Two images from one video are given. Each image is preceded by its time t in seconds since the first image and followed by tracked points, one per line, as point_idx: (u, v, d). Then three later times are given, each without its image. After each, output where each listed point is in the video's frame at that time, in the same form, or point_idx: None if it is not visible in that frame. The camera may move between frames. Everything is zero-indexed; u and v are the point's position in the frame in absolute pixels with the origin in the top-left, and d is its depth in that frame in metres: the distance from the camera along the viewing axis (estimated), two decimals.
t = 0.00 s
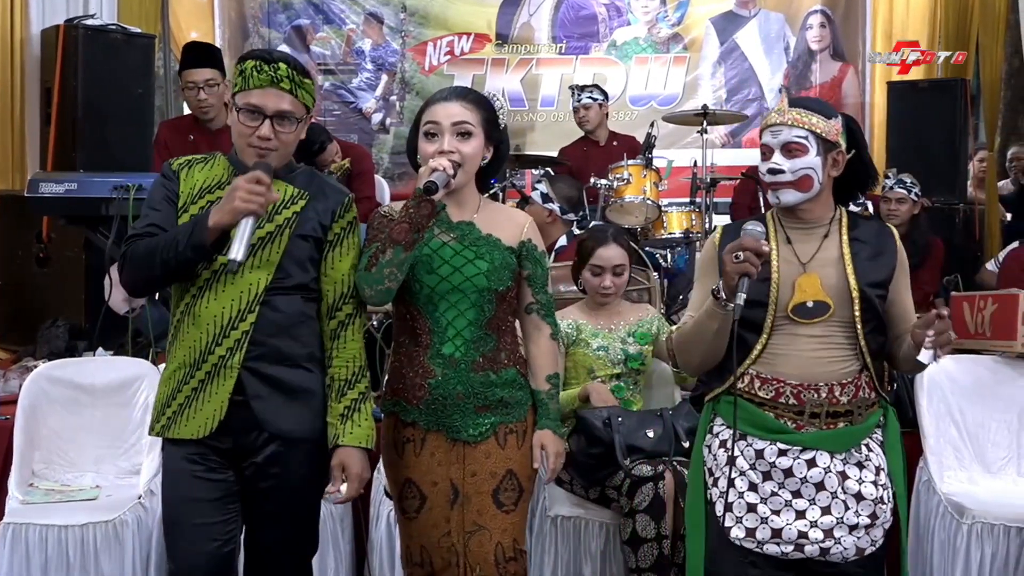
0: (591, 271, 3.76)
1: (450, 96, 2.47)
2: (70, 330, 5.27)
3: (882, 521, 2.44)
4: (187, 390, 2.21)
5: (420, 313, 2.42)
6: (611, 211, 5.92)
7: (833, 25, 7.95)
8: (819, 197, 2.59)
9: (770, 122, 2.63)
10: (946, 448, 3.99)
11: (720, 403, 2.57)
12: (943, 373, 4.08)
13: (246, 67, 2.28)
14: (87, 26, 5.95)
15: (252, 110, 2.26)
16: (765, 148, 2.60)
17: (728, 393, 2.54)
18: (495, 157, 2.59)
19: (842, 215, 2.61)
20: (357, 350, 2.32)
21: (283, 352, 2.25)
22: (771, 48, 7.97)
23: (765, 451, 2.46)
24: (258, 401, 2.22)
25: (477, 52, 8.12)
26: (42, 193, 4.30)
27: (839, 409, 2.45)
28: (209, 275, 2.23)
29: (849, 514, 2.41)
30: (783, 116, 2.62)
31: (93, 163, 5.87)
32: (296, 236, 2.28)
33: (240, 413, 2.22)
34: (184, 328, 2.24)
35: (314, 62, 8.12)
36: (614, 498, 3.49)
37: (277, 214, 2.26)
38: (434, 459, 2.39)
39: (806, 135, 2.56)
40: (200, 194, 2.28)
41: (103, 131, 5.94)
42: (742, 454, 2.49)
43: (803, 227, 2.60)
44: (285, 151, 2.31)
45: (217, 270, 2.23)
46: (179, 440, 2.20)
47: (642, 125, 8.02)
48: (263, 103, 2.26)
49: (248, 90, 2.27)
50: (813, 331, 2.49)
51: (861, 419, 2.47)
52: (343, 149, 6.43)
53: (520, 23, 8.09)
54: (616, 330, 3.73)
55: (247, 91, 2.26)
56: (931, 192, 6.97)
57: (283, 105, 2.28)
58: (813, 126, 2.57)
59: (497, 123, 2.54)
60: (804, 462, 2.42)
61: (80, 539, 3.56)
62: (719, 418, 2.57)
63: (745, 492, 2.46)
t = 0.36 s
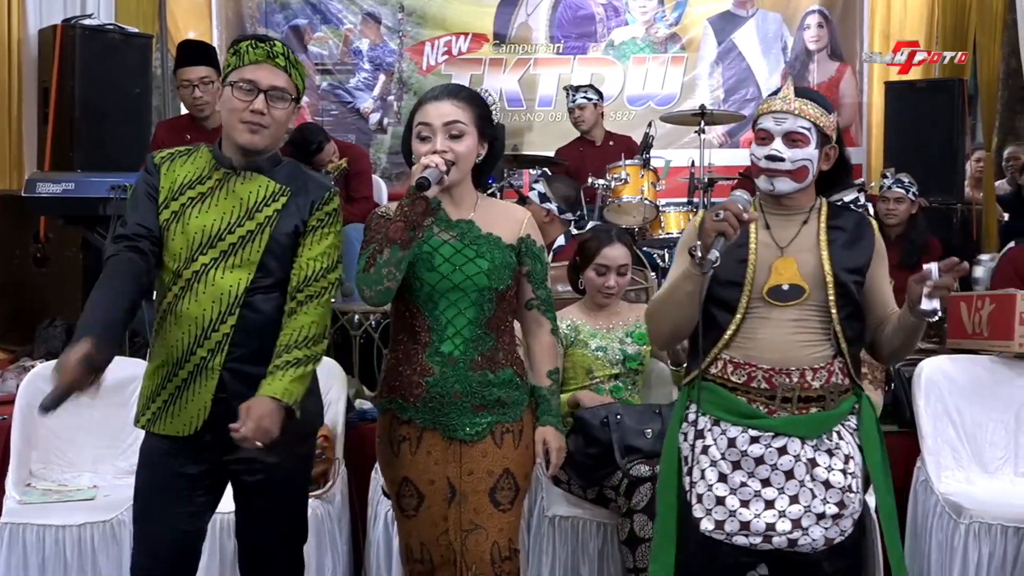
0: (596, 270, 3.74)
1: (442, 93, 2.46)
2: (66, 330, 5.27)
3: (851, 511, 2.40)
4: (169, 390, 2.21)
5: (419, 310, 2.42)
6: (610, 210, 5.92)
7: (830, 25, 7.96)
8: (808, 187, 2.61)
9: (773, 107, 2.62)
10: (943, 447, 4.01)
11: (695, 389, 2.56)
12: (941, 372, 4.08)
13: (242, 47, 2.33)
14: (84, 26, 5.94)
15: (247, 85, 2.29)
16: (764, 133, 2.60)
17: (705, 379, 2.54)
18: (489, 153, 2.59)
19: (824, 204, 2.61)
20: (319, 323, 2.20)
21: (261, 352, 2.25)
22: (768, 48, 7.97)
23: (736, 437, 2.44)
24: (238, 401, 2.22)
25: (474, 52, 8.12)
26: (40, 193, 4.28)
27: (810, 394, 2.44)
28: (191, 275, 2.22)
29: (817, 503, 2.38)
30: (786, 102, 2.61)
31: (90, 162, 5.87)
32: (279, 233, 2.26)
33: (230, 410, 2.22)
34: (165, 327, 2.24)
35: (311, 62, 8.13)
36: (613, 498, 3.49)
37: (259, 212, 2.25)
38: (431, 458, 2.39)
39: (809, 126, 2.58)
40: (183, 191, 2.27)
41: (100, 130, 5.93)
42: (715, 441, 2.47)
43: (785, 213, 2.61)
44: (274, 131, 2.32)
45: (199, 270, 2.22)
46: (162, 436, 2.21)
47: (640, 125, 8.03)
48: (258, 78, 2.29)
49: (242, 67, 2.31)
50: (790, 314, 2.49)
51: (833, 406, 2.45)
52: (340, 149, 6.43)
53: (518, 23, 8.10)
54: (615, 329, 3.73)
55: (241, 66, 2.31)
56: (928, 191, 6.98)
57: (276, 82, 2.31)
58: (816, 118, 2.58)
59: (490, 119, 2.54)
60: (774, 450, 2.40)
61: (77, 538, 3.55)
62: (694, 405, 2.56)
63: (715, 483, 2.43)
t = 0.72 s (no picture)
0: (596, 269, 3.74)
1: (440, 95, 2.46)
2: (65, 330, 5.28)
3: (787, 509, 2.43)
4: (137, 397, 2.22)
5: (418, 311, 2.42)
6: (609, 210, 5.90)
7: (829, 25, 7.92)
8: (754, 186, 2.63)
9: (733, 104, 2.62)
10: (941, 447, 4.01)
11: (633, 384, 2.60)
12: (938, 372, 4.09)
13: (196, 41, 2.34)
14: (82, 26, 5.93)
15: (207, 78, 2.30)
16: (723, 129, 2.59)
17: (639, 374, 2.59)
18: (491, 154, 2.59)
19: (769, 205, 2.62)
20: (306, 342, 2.38)
21: (238, 354, 2.30)
22: (767, 48, 7.97)
23: (669, 434, 2.47)
24: (218, 404, 2.26)
25: (473, 52, 8.12)
26: (38, 193, 4.26)
27: (741, 390, 2.46)
28: (162, 282, 2.23)
29: (748, 499, 2.41)
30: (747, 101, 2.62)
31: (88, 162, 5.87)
32: (243, 235, 2.30)
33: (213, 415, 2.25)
34: (129, 333, 2.24)
35: (310, 61, 8.13)
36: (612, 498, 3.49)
37: (222, 214, 2.28)
38: (427, 458, 2.39)
39: (767, 127, 2.59)
40: (138, 196, 2.26)
41: (98, 130, 5.94)
42: (651, 437, 2.49)
43: (727, 211, 2.63)
44: (228, 125, 2.34)
45: (170, 276, 2.24)
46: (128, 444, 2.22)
47: (638, 125, 8.04)
48: (215, 70, 2.31)
49: (197, 59, 2.32)
50: (723, 310, 2.51)
51: (765, 402, 2.46)
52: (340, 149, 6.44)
53: (516, 22, 8.09)
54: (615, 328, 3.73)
55: (197, 60, 2.32)
56: (928, 192, 6.97)
57: (232, 75, 2.34)
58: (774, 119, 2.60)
59: (491, 120, 2.54)
60: (706, 446, 2.43)
61: (76, 539, 3.55)
62: (633, 400, 2.59)
63: (651, 479, 2.47)
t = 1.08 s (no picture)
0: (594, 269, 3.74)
1: (432, 97, 2.47)
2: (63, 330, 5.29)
3: (795, 500, 2.42)
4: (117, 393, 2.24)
5: (416, 312, 2.42)
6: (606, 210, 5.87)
7: (827, 25, 7.92)
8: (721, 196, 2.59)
9: (687, 117, 2.59)
10: (940, 447, 4.01)
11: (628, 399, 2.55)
12: (936, 372, 4.08)
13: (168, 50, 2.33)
14: (80, 26, 5.93)
15: (180, 90, 2.30)
16: (682, 143, 2.56)
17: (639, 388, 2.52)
18: (490, 154, 2.59)
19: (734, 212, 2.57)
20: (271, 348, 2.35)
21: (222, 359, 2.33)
22: (765, 48, 7.96)
23: (668, 443, 2.43)
24: (199, 404, 2.28)
25: (471, 52, 8.12)
26: (35, 193, 4.24)
27: (740, 399, 2.45)
28: (150, 278, 2.26)
29: (756, 498, 2.39)
30: (700, 112, 2.60)
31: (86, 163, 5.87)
32: (233, 238, 2.33)
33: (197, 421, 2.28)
34: (113, 328, 2.25)
35: (308, 61, 8.13)
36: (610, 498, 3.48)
37: (213, 217, 2.31)
38: (428, 460, 2.39)
39: (725, 135, 2.57)
40: (131, 192, 2.28)
41: (97, 130, 5.94)
42: (647, 447, 2.46)
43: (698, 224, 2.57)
44: (209, 132, 2.34)
45: (158, 273, 2.26)
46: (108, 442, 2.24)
47: (636, 125, 8.03)
48: (188, 81, 2.31)
49: (169, 71, 2.31)
50: (711, 324, 2.47)
51: (761, 409, 2.47)
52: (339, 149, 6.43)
53: (514, 23, 8.09)
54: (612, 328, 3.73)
55: (169, 72, 2.30)
56: (925, 192, 6.98)
57: (208, 81, 2.33)
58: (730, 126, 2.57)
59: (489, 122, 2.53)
60: (707, 453, 2.40)
61: (73, 539, 3.55)
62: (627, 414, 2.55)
63: (652, 487, 2.42)
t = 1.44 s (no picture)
0: (593, 268, 3.74)
1: (434, 95, 2.47)
2: (61, 330, 5.29)
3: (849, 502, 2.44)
4: (164, 398, 2.24)
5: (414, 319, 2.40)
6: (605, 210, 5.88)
7: (826, 25, 7.92)
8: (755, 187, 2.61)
9: (711, 107, 2.60)
10: (938, 447, 4.01)
11: (688, 399, 2.53)
12: (936, 372, 4.07)
13: (212, 66, 2.32)
14: (79, 26, 5.93)
15: (232, 106, 2.31)
16: (714, 134, 2.57)
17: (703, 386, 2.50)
18: (497, 148, 2.58)
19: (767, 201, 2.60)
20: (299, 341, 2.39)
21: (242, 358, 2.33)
22: (764, 48, 7.96)
23: (736, 442, 2.42)
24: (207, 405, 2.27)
25: (470, 52, 8.13)
26: (34, 193, 4.23)
27: (803, 392, 2.46)
28: (189, 279, 2.27)
29: (818, 499, 2.40)
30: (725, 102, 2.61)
31: (84, 163, 5.87)
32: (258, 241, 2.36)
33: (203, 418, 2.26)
34: (153, 334, 2.25)
35: (306, 61, 8.12)
36: (608, 498, 3.48)
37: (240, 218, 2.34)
38: (427, 467, 2.39)
39: (751, 122, 2.59)
40: (161, 197, 2.29)
41: (95, 130, 5.93)
42: (712, 448, 2.44)
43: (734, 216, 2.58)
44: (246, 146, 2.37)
45: (196, 275, 2.27)
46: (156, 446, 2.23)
47: (635, 126, 8.04)
48: (237, 96, 2.32)
49: (217, 86, 2.31)
50: (770, 312, 2.48)
51: (821, 402, 2.49)
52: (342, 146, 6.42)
53: (513, 23, 8.09)
54: (610, 329, 3.73)
55: (218, 87, 2.30)
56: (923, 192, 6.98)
57: (249, 96, 2.35)
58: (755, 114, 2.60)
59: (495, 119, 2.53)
60: (774, 451, 2.41)
61: (73, 539, 3.55)
62: (684, 411, 2.53)
63: (719, 491, 2.41)
